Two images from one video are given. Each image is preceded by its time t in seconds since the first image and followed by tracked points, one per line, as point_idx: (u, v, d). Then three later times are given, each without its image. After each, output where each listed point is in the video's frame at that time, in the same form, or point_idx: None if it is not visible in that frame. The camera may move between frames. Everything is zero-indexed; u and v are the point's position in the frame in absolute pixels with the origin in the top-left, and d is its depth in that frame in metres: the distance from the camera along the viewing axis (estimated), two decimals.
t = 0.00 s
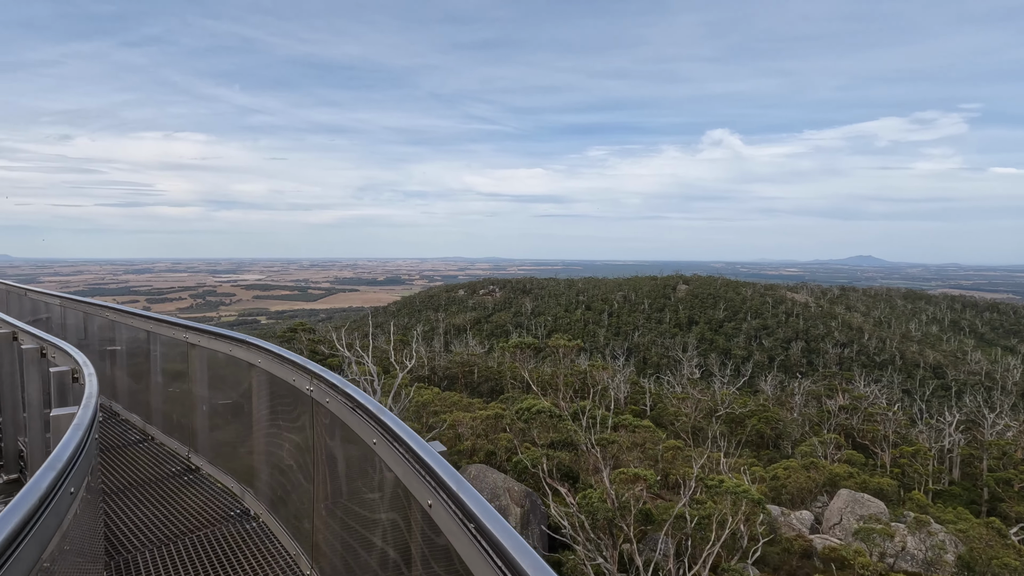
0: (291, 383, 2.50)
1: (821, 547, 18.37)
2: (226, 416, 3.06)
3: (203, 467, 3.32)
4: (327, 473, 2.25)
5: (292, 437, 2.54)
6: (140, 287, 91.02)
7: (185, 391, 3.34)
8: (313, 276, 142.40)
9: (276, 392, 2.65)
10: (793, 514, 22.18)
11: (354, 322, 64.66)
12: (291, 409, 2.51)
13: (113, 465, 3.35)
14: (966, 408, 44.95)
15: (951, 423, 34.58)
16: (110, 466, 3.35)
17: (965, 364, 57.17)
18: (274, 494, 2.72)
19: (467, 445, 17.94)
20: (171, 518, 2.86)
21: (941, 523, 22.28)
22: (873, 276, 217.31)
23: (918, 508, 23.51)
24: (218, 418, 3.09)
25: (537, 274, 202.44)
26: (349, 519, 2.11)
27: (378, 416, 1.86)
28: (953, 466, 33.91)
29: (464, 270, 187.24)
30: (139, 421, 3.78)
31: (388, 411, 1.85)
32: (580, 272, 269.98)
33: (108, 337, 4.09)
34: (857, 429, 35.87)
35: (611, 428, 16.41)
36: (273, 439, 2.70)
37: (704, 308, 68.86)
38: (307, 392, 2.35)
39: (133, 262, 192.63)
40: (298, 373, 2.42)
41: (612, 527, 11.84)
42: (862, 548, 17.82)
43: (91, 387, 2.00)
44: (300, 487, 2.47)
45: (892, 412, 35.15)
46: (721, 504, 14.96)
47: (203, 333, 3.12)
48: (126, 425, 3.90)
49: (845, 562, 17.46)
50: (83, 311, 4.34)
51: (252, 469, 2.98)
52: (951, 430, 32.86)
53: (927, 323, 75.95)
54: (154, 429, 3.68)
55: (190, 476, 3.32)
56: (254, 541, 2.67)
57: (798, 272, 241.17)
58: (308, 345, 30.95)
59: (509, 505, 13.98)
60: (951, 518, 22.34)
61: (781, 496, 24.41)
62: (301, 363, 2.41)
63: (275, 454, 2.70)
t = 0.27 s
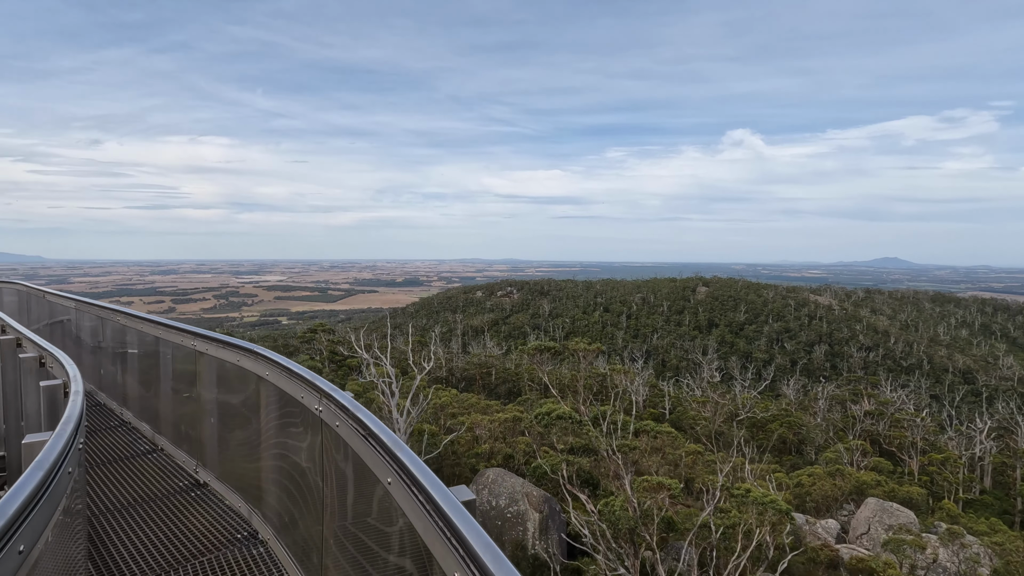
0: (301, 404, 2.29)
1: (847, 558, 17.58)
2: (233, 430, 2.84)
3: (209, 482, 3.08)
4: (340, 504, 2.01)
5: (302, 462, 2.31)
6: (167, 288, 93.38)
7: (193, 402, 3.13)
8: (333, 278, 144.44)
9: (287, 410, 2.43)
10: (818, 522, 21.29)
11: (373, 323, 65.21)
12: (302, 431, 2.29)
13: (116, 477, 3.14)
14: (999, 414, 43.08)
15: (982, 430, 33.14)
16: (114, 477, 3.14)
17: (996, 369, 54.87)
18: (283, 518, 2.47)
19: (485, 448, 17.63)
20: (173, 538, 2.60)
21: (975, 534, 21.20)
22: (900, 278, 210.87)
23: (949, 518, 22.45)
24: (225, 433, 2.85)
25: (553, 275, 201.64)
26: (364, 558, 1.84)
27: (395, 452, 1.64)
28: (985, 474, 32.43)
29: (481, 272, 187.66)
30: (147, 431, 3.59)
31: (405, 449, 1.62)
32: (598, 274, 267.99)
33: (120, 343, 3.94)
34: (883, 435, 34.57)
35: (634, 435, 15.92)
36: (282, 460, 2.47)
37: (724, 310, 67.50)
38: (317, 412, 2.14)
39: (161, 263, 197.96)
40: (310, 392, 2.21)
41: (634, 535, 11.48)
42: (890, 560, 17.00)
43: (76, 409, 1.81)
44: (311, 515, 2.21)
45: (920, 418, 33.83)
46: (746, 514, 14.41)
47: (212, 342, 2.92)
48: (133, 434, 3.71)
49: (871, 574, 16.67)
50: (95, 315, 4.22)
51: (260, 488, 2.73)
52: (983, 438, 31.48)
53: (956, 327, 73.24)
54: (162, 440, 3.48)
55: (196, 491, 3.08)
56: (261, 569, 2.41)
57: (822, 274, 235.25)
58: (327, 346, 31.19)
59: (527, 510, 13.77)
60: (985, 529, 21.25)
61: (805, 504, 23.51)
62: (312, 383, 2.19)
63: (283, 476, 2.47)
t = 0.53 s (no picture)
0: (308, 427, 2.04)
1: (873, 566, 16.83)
2: (236, 447, 2.60)
3: (214, 499, 2.85)
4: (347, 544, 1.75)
5: (308, 489, 2.07)
6: (192, 288, 95.59)
7: (195, 413, 2.91)
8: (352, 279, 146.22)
9: (292, 430, 2.19)
10: (844, 530, 20.44)
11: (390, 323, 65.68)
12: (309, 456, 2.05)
13: (119, 492, 2.94)
14: None
15: (1015, 437, 31.72)
16: (117, 492, 2.94)
17: None
18: (288, 547, 2.22)
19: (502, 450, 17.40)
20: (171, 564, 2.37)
21: (1011, 545, 20.14)
22: (927, 279, 204.40)
23: (982, 528, 21.42)
24: (228, 449, 2.62)
25: (570, 276, 200.64)
26: None
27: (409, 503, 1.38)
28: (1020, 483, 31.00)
29: (498, 273, 187.80)
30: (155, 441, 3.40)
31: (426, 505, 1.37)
32: (615, 275, 265.70)
33: (127, 347, 3.77)
34: (910, 441, 33.29)
35: (656, 441, 15.51)
36: (286, 483, 2.22)
37: (744, 312, 66.09)
38: (323, 437, 1.91)
39: (186, 264, 202.91)
40: (316, 413, 1.97)
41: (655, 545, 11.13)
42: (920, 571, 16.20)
43: (49, 432, 1.57)
44: (317, 550, 1.97)
45: (948, 424, 32.52)
46: (772, 524, 13.90)
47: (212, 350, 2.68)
48: (141, 443, 3.53)
49: None
50: (105, 318, 4.08)
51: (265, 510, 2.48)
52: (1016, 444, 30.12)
53: (986, 329, 70.53)
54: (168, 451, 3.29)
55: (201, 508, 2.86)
56: None
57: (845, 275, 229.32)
58: (346, 346, 31.42)
59: (544, 515, 13.54)
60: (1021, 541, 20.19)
61: (829, 511, 22.66)
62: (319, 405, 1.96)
63: (287, 503, 2.22)
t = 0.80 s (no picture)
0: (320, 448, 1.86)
1: None
2: (247, 463, 2.43)
3: (224, 516, 2.70)
4: None
5: (318, 517, 1.89)
6: (216, 288, 97.74)
7: (205, 424, 2.77)
8: (371, 280, 147.90)
9: (302, 449, 2.01)
10: (872, 539, 19.62)
11: (408, 324, 66.13)
12: (320, 481, 1.88)
13: (127, 505, 2.81)
14: None
15: None
16: (125, 505, 2.82)
17: None
18: None
19: (520, 453, 17.19)
20: None
21: None
22: (957, 281, 197.58)
23: (1018, 540, 20.33)
24: (236, 463, 2.46)
25: (586, 277, 199.53)
26: None
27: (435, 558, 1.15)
28: None
29: (515, 274, 187.65)
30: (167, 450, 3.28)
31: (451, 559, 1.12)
32: (632, 276, 263.16)
33: (141, 350, 3.68)
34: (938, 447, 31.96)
35: (679, 447, 15.08)
36: (296, 506, 2.06)
37: (765, 314, 64.62)
38: (338, 465, 1.72)
39: (211, 266, 207.66)
40: (328, 436, 1.79)
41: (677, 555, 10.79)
42: None
43: (28, 453, 1.40)
44: None
45: (979, 431, 31.12)
46: (799, 534, 13.37)
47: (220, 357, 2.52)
48: (152, 452, 3.41)
49: None
50: (121, 321, 3.99)
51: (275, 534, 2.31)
52: None
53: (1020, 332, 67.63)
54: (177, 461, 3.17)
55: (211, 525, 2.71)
56: None
57: (871, 277, 223.22)
58: (364, 347, 31.61)
59: (563, 520, 13.31)
60: None
61: (855, 519, 21.78)
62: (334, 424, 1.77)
63: (297, 528, 2.06)
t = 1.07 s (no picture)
0: (340, 482, 1.67)
1: None
2: (258, 484, 2.21)
3: (234, 539, 2.47)
4: None
5: (335, 555, 1.71)
6: (240, 288, 99.75)
7: (213, 438, 2.60)
8: (391, 281, 149.42)
9: (319, 476, 1.83)
10: (902, 550, 18.74)
11: (426, 324, 66.42)
12: (338, 515, 1.69)
13: (132, 524, 2.63)
14: None
15: None
16: (130, 524, 2.63)
17: None
18: None
19: (539, 456, 16.97)
20: None
21: None
22: (992, 283, 190.16)
23: None
24: (246, 484, 2.28)
25: (603, 277, 198.08)
26: None
27: None
28: None
29: (532, 275, 187.41)
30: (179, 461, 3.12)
31: None
32: (649, 277, 260.31)
33: (155, 356, 3.57)
34: (969, 455, 30.55)
35: (704, 453, 14.64)
36: (311, 540, 1.85)
37: (787, 316, 63.09)
38: (358, 509, 1.53)
39: (236, 267, 212.27)
40: (350, 472, 1.58)
41: (702, 566, 10.47)
42: None
43: None
44: None
45: (1014, 438, 29.66)
46: (829, 547, 12.86)
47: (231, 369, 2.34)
48: (165, 463, 3.26)
49: None
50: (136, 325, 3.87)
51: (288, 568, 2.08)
52: None
53: None
54: (188, 473, 3.02)
55: (220, 547, 2.49)
56: None
57: (899, 278, 216.50)
58: (383, 348, 31.86)
59: (583, 526, 13.03)
60: None
61: (882, 529, 20.90)
62: (353, 454, 1.59)
63: (313, 565, 1.85)
